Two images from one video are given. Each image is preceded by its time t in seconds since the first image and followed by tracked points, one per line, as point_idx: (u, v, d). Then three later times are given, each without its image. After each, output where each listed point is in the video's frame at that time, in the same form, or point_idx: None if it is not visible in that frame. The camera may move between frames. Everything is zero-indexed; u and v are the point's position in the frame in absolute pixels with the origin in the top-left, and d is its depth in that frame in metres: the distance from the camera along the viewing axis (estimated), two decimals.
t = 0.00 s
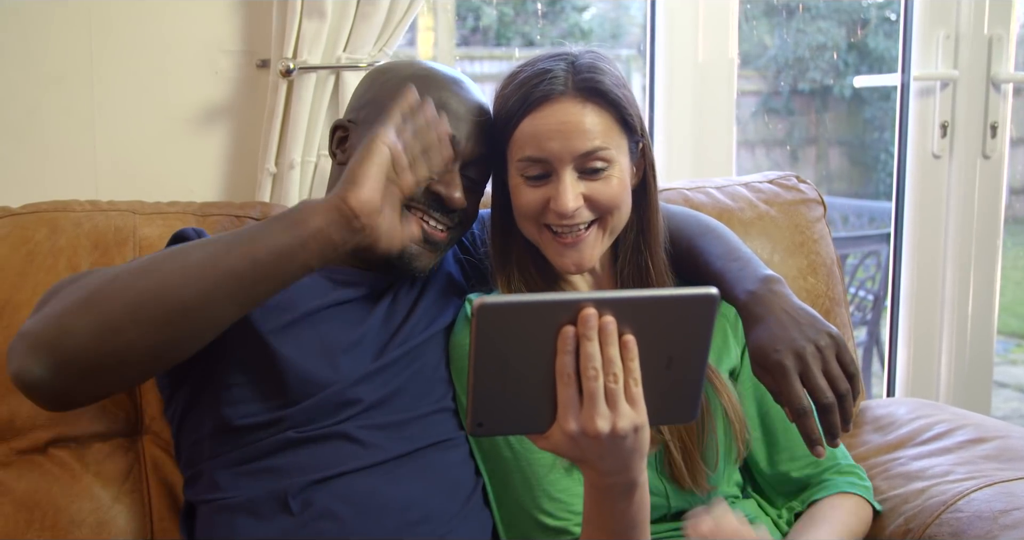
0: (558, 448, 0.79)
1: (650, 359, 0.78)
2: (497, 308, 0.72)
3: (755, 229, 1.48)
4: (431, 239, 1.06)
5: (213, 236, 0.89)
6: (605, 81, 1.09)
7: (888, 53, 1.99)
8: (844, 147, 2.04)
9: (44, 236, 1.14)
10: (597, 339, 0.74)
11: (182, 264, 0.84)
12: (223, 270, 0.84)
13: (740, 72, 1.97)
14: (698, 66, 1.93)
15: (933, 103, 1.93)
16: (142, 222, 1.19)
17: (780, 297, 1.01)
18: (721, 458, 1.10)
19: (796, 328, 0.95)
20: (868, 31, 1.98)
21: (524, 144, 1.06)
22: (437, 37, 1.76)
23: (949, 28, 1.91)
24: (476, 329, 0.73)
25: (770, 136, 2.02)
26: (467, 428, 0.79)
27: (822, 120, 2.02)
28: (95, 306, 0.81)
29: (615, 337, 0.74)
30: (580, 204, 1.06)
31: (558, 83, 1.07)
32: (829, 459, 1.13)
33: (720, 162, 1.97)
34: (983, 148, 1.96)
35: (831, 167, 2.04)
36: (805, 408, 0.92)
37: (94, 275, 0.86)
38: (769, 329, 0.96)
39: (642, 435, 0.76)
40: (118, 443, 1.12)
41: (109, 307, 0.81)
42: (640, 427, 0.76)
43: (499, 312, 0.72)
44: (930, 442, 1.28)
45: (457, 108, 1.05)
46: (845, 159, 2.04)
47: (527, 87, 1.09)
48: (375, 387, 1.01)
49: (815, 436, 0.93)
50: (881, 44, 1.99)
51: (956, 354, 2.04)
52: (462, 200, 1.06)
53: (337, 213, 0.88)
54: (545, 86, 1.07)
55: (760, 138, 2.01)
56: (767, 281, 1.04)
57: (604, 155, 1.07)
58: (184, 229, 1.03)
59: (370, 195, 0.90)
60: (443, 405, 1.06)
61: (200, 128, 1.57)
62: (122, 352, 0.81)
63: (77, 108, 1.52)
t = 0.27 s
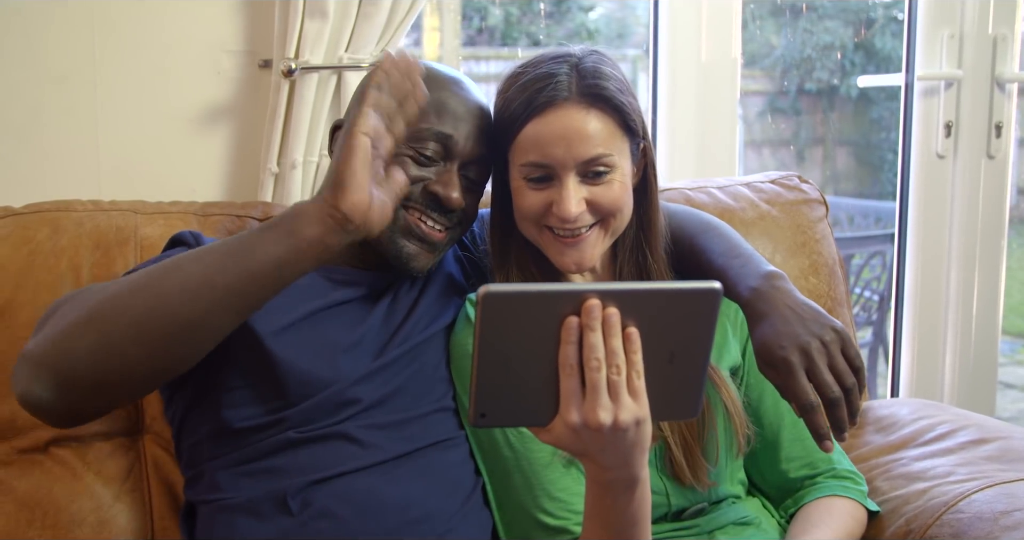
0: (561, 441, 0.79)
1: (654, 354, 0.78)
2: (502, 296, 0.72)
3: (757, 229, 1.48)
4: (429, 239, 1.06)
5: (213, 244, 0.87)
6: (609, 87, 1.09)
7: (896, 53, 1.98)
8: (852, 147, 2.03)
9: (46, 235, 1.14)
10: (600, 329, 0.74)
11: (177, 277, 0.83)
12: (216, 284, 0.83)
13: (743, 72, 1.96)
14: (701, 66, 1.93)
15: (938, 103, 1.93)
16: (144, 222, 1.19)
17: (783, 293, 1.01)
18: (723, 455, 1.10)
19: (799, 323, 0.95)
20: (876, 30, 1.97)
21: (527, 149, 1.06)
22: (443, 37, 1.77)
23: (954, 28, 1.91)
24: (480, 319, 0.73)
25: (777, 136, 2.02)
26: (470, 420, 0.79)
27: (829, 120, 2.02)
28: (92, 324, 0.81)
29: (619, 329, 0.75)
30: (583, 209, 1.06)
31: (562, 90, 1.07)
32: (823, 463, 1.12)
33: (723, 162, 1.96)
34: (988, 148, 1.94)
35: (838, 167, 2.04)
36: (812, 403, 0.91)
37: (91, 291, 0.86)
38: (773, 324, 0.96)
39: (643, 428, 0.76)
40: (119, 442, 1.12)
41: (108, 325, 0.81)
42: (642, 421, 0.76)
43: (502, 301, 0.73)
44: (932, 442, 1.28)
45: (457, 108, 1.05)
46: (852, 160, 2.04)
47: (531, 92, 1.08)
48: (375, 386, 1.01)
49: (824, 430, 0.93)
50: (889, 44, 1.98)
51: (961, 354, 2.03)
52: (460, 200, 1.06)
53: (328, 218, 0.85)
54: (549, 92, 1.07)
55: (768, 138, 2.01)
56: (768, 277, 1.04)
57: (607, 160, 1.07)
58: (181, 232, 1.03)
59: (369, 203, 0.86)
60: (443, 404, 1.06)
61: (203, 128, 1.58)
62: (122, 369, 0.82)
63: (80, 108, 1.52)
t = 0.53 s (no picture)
0: (561, 447, 0.78)
1: (655, 360, 0.78)
2: (502, 300, 0.72)
3: (759, 229, 1.47)
4: (429, 239, 1.05)
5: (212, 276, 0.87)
6: (615, 90, 1.08)
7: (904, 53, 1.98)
8: (861, 147, 2.03)
9: (49, 235, 1.15)
10: (600, 335, 0.74)
11: (173, 313, 0.83)
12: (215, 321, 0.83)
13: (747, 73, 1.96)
14: (705, 65, 1.92)
15: (943, 103, 1.92)
16: (147, 222, 1.20)
17: (782, 295, 1.01)
18: (724, 455, 1.10)
19: (798, 326, 0.95)
20: (883, 30, 1.97)
21: (533, 152, 1.06)
22: (450, 36, 1.77)
23: (960, 27, 1.90)
24: (479, 323, 0.73)
25: (786, 135, 2.01)
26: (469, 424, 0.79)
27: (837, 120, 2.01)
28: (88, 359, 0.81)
29: (619, 335, 0.75)
30: (587, 213, 1.06)
31: (568, 93, 1.06)
32: (827, 463, 1.12)
33: (727, 162, 1.96)
34: (994, 148, 1.94)
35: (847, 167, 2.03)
36: (810, 407, 0.91)
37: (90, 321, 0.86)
38: (773, 326, 0.96)
39: (643, 435, 0.76)
40: (121, 441, 1.13)
41: (106, 359, 0.81)
42: (641, 427, 0.75)
43: (502, 306, 0.73)
44: (934, 443, 1.28)
45: (454, 108, 1.05)
46: (861, 160, 2.03)
47: (536, 95, 1.08)
48: (375, 387, 1.01)
49: (820, 434, 0.93)
50: (897, 43, 1.98)
51: (966, 354, 2.02)
52: (457, 199, 1.04)
53: (328, 256, 0.83)
54: (555, 96, 1.06)
55: (776, 138, 2.00)
56: (769, 280, 1.04)
57: (612, 165, 1.07)
58: (180, 238, 1.03)
59: (375, 260, 0.86)
60: (444, 405, 1.06)
61: (206, 128, 1.58)
62: (120, 401, 0.82)
63: (83, 108, 1.53)
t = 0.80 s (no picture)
0: (563, 449, 0.79)
1: (655, 360, 0.78)
2: (500, 304, 0.72)
3: (762, 229, 1.47)
4: (428, 240, 1.06)
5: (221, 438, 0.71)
6: (617, 91, 1.08)
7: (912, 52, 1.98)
8: (869, 147, 2.02)
9: (52, 235, 1.15)
10: (601, 335, 0.74)
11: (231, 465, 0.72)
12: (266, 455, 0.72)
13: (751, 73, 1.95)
14: (709, 66, 1.92)
15: (949, 103, 1.91)
16: (149, 222, 1.20)
17: (782, 293, 1.01)
18: (725, 454, 1.10)
19: (799, 324, 0.95)
20: (891, 30, 1.96)
21: (534, 153, 1.07)
22: (457, 36, 1.77)
23: (965, 27, 1.89)
24: (479, 327, 0.73)
25: (794, 135, 2.01)
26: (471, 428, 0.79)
27: (846, 119, 2.00)
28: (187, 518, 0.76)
29: (619, 335, 0.75)
30: (590, 214, 1.06)
31: (571, 94, 1.06)
32: (829, 463, 1.12)
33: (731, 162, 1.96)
34: (1000, 148, 1.93)
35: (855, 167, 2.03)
36: (810, 404, 0.91)
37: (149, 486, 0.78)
38: (773, 324, 0.96)
39: (645, 434, 0.76)
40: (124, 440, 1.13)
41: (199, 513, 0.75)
42: (644, 426, 0.76)
43: (502, 307, 0.73)
44: (937, 444, 1.27)
45: (452, 107, 1.05)
46: (870, 161, 2.03)
47: (539, 96, 1.07)
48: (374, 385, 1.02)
49: (822, 431, 0.93)
50: (905, 43, 1.97)
51: (972, 354, 2.01)
52: (458, 200, 1.06)
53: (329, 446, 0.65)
54: (558, 97, 1.06)
55: (784, 137, 2.00)
56: (769, 278, 1.04)
57: (614, 166, 1.07)
58: (167, 264, 1.04)
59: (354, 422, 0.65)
60: (444, 404, 1.06)
61: (209, 128, 1.59)
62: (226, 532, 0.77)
63: (88, 108, 1.53)
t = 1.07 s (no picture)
0: (562, 448, 0.79)
1: (654, 359, 0.78)
2: (500, 302, 0.72)
3: (765, 229, 1.47)
4: (437, 239, 1.06)
5: None
6: (613, 81, 1.08)
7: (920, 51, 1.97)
8: (876, 147, 2.02)
9: (55, 234, 1.15)
10: (600, 334, 0.74)
11: None
12: None
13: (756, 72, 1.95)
14: (714, 66, 1.92)
15: (955, 102, 1.90)
16: (152, 221, 1.20)
17: (779, 296, 1.00)
18: (728, 454, 1.09)
19: (794, 327, 0.95)
20: (899, 30, 1.96)
21: (532, 145, 1.07)
22: (465, 37, 1.77)
23: (971, 26, 1.88)
24: (478, 327, 0.73)
25: (802, 135, 2.01)
26: (470, 426, 0.79)
27: (855, 120, 2.00)
28: None
29: (618, 334, 0.74)
30: (590, 204, 1.06)
31: (566, 84, 1.06)
32: (831, 464, 1.11)
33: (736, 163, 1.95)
34: (1006, 148, 1.92)
35: (863, 166, 2.03)
36: (803, 409, 0.91)
37: None
38: (769, 327, 0.96)
39: (643, 434, 0.76)
40: (125, 438, 1.15)
41: None
42: (643, 426, 0.75)
43: (501, 306, 0.73)
44: (941, 444, 1.27)
45: (454, 106, 1.05)
46: (878, 160, 2.03)
47: (535, 89, 1.08)
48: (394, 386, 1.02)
49: (815, 437, 0.92)
50: (914, 42, 1.96)
51: (978, 354, 2.00)
52: (464, 198, 1.06)
53: None
54: (553, 86, 1.06)
55: (792, 137, 2.00)
56: (768, 281, 1.03)
57: (613, 155, 1.07)
58: (203, 257, 1.02)
59: None
60: (448, 402, 1.06)
61: (213, 128, 1.59)
62: None
63: (92, 108, 1.54)
